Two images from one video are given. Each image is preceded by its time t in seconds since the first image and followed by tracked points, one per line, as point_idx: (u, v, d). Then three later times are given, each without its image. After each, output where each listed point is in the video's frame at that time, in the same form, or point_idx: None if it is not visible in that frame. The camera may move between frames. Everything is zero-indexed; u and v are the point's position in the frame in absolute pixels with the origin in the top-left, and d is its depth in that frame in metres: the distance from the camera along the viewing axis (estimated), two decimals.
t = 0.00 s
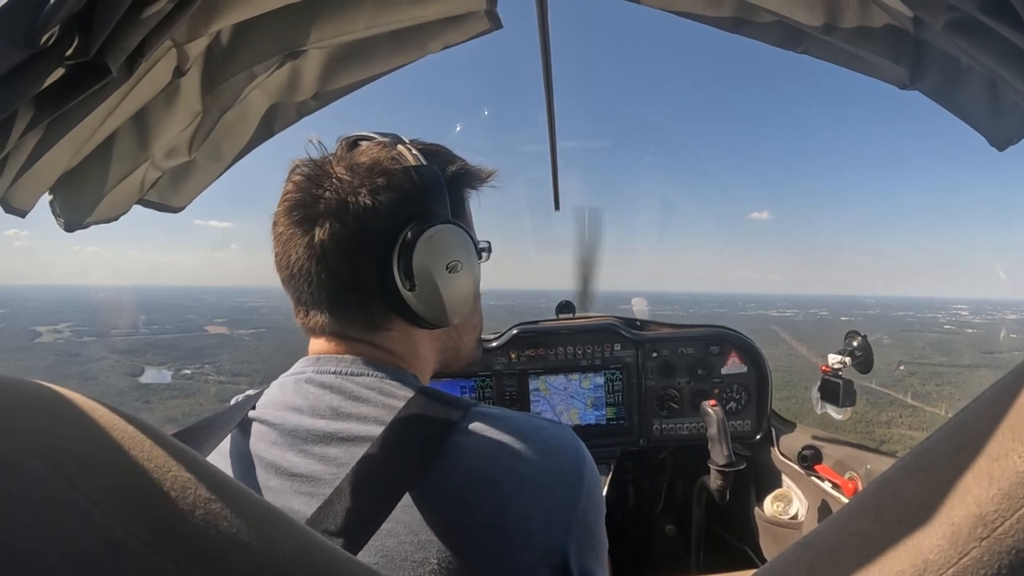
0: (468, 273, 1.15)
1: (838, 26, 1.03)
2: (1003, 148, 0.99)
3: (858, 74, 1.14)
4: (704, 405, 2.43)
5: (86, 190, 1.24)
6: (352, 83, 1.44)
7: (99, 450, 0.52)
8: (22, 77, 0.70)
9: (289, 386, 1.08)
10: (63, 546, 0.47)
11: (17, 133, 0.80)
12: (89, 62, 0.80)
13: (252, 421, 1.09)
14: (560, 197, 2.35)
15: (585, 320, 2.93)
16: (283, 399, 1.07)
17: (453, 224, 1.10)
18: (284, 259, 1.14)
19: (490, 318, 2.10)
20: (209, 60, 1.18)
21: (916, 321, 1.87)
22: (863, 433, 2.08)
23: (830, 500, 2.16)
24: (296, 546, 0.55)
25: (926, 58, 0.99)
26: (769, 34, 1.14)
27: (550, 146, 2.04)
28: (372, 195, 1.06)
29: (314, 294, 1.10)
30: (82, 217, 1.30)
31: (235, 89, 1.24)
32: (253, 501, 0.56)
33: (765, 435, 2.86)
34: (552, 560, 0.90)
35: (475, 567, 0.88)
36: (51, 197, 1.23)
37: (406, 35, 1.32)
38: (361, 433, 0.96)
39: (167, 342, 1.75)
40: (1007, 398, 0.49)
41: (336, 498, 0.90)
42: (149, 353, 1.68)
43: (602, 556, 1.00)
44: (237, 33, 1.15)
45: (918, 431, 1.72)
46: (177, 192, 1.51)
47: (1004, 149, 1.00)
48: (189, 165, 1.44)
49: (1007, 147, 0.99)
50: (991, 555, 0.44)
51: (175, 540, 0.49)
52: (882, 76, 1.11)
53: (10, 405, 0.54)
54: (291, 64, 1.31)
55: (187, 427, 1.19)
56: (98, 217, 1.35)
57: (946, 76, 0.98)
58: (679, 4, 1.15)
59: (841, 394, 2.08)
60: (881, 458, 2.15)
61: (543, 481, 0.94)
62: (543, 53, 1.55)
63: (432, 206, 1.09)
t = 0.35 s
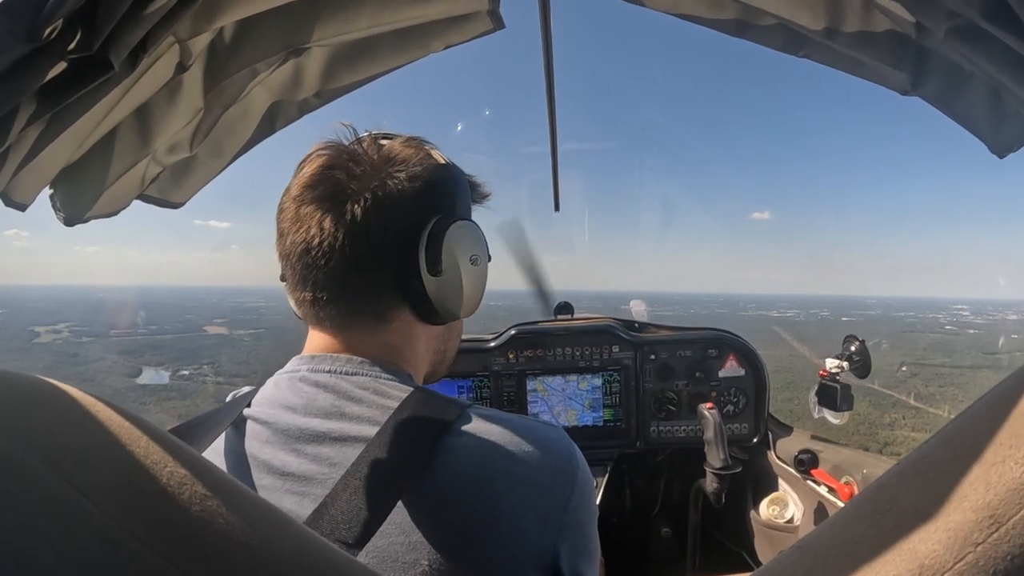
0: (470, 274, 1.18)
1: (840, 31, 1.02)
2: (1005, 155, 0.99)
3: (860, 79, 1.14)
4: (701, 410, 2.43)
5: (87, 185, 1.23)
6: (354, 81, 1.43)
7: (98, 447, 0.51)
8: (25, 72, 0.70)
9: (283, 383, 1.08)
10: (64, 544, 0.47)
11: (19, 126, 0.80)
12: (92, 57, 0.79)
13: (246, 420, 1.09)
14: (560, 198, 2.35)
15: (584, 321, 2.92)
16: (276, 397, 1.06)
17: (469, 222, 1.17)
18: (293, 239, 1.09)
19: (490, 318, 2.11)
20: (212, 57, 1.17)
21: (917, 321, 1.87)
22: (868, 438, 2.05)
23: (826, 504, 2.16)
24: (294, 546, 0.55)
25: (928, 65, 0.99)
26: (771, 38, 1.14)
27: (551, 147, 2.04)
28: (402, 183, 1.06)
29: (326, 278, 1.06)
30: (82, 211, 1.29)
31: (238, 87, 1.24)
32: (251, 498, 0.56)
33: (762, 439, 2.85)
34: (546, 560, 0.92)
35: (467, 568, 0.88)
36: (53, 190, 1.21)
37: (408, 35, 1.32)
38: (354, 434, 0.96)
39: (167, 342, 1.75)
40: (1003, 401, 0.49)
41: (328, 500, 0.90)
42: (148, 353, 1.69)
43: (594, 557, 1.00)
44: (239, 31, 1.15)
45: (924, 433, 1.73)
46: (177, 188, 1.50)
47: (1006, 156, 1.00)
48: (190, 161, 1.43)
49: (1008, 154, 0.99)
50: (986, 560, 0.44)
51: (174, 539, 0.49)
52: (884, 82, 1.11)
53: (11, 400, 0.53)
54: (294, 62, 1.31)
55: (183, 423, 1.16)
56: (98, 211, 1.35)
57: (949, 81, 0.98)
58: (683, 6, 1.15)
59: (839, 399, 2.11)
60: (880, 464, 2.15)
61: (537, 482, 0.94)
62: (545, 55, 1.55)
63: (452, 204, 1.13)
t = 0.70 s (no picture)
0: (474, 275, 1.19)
1: (839, 34, 1.02)
2: (1000, 161, 1.00)
3: (857, 85, 1.15)
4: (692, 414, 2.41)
5: (82, 180, 1.22)
6: (353, 79, 1.43)
7: (90, 444, 0.51)
8: (23, 65, 0.69)
9: (280, 381, 1.07)
10: (55, 541, 0.46)
11: (15, 120, 0.80)
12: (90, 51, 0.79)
13: (243, 417, 1.09)
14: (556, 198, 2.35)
15: (580, 322, 2.92)
16: (273, 395, 1.06)
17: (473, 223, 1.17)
18: (296, 237, 1.08)
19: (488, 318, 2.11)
20: (210, 53, 1.17)
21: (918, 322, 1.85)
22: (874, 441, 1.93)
23: (819, 506, 2.16)
24: (283, 544, 0.55)
25: (927, 70, 1.00)
26: (769, 41, 1.14)
27: (550, 148, 2.04)
28: (409, 182, 1.06)
29: (332, 277, 1.06)
30: (78, 206, 1.29)
31: (236, 83, 1.24)
32: (243, 497, 0.56)
33: (756, 441, 2.86)
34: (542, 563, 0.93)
35: (465, 569, 0.89)
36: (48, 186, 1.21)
37: (407, 34, 1.32)
38: (351, 434, 0.95)
39: (166, 342, 1.77)
40: (997, 406, 0.49)
41: (324, 501, 0.90)
42: (146, 353, 1.70)
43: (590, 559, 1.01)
44: (238, 28, 1.14)
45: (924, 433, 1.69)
46: (174, 184, 1.50)
47: (1001, 162, 1.00)
48: (188, 156, 1.43)
49: (1003, 160, 0.99)
50: (978, 564, 0.44)
51: (165, 536, 0.49)
52: (881, 88, 1.11)
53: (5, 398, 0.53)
54: (292, 59, 1.30)
55: (179, 419, 1.17)
56: (95, 206, 1.35)
57: (946, 89, 0.99)
58: (682, 8, 1.15)
59: (832, 403, 2.12)
60: (872, 467, 2.15)
61: (533, 485, 0.94)
62: (544, 57, 1.55)
63: (456, 204, 1.14)
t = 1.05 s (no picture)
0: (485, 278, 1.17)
1: (837, 33, 1.02)
2: (998, 159, 0.99)
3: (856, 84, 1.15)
4: (693, 411, 2.42)
5: (79, 182, 1.22)
6: (351, 79, 1.43)
7: (92, 444, 0.51)
8: (22, 66, 0.70)
9: (290, 384, 1.07)
10: (59, 541, 0.47)
11: (13, 122, 0.80)
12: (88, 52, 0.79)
13: (252, 417, 1.09)
14: (554, 199, 2.35)
15: (579, 322, 2.92)
16: (283, 396, 1.06)
17: (479, 226, 1.13)
18: (299, 248, 1.10)
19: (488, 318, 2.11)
20: (207, 52, 1.17)
21: (920, 322, 1.83)
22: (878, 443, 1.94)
23: (820, 505, 2.15)
24: (285, 544, 0.54)
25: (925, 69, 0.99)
26: (767, 40, 1.14)
27: (549, 147, 2.04)
28: (404, 189, 1.05)
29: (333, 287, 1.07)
30: (76, 209, 1.29)
31: (234, 83, 1.24)
32: (244, 498, 0.56)
33: (756, 440, 2.86)
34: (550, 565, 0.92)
35: (471, 570, 0.88)
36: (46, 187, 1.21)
37: (405, 34, 1.32)
38: (362, 437, 0.95)
39: (164, 342, 1.76)
40: (996, 403, 0.48)
41: (334, 502, 0.90)
42: (143, 353, 1.69)
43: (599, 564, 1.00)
44: (236, 28, 1.14)
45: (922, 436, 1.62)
46: (172, 185, 1.50)
47: (999, 159, 1.00)
48: (186, 157, 1.43)
49: (1001, 157, 0.99)
50: (979, 562, 0.43)
51: (165, 536, 0.49)
52: (880, 86, 1.11)
53: None
54: (290, 60, 1.31)
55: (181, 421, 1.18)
56: (91, 210, 1.35)
57: (944, 87, 0.98)
58: (680, 7, 1.15)
59: (832, 401, 2.10)
60: (872, 466, 2.13)
61: (541, 489, 0.94)
62: (542, 57, 1.55)
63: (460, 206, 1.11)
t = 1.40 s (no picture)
0: (460, 275, 1.15)
1: (836, 30, 1.03)
2: (999, 154, 0.99)
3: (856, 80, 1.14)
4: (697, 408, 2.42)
5: (79, 188, 1.23)
6: (351, 81, 1.43)
7: (93, 448, 0.51)
8: (22, 71, 0.69)
9: (285, 386, 1.07)
10: (59, 544, 0.47)
11: (13, 128, 0.80)
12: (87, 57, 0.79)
13: (248, 421, 1.09)
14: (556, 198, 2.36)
15: (580, 322, 2.92)
16: (279, 399, 1.06)
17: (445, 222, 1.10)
18: (278, 257, 1.13)
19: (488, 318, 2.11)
20: (208, 56, 1.17)
21: (919, 322, 1.84)
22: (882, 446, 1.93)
23: (823, 502, 2.15)
24: (287, 546, 0.54)
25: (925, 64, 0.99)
26: (767, 38, 1.14)
27: (550, 147, 2.03)
28: (367, 193, 1.05)
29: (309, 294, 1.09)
30: (77, 214, 1.30)
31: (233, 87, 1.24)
32: (247, 501, 0.56)
33: (758, 438, 2.86)
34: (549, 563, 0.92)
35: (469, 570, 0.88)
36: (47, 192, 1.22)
37: (405, 35, 1.32)
38: (356, 438, 0.96)
39: (163, 342, 1.76)
40: (998, 397, 0.48)
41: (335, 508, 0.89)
42: (141, 354, 1.69)
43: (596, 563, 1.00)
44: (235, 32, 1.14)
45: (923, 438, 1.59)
46: (173, 190, 1.50)
47: (999, 155, 0.99)
48: (186, 161, 1.43)
49: (1001, 153, 0.98)
50: (985, 558, 0.43)
51: (166, 538, 0.49)
52: (880, 82, 1.11)
53: None
54: (289, 63, 1.31)
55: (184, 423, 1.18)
56: (93, 214, 1.35)
57: (944, 82, 0.98)
58: (679, 6, 1.15)
59: (835, 398, 2.11)
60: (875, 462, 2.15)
61: (539, 488, 0.94)
62: (542, 58, 1.55)
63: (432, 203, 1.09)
